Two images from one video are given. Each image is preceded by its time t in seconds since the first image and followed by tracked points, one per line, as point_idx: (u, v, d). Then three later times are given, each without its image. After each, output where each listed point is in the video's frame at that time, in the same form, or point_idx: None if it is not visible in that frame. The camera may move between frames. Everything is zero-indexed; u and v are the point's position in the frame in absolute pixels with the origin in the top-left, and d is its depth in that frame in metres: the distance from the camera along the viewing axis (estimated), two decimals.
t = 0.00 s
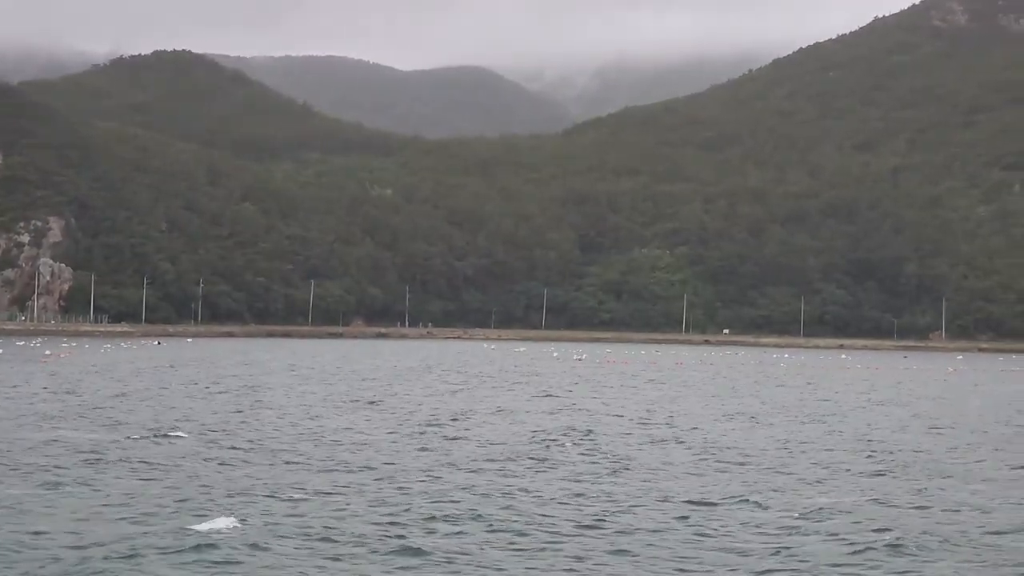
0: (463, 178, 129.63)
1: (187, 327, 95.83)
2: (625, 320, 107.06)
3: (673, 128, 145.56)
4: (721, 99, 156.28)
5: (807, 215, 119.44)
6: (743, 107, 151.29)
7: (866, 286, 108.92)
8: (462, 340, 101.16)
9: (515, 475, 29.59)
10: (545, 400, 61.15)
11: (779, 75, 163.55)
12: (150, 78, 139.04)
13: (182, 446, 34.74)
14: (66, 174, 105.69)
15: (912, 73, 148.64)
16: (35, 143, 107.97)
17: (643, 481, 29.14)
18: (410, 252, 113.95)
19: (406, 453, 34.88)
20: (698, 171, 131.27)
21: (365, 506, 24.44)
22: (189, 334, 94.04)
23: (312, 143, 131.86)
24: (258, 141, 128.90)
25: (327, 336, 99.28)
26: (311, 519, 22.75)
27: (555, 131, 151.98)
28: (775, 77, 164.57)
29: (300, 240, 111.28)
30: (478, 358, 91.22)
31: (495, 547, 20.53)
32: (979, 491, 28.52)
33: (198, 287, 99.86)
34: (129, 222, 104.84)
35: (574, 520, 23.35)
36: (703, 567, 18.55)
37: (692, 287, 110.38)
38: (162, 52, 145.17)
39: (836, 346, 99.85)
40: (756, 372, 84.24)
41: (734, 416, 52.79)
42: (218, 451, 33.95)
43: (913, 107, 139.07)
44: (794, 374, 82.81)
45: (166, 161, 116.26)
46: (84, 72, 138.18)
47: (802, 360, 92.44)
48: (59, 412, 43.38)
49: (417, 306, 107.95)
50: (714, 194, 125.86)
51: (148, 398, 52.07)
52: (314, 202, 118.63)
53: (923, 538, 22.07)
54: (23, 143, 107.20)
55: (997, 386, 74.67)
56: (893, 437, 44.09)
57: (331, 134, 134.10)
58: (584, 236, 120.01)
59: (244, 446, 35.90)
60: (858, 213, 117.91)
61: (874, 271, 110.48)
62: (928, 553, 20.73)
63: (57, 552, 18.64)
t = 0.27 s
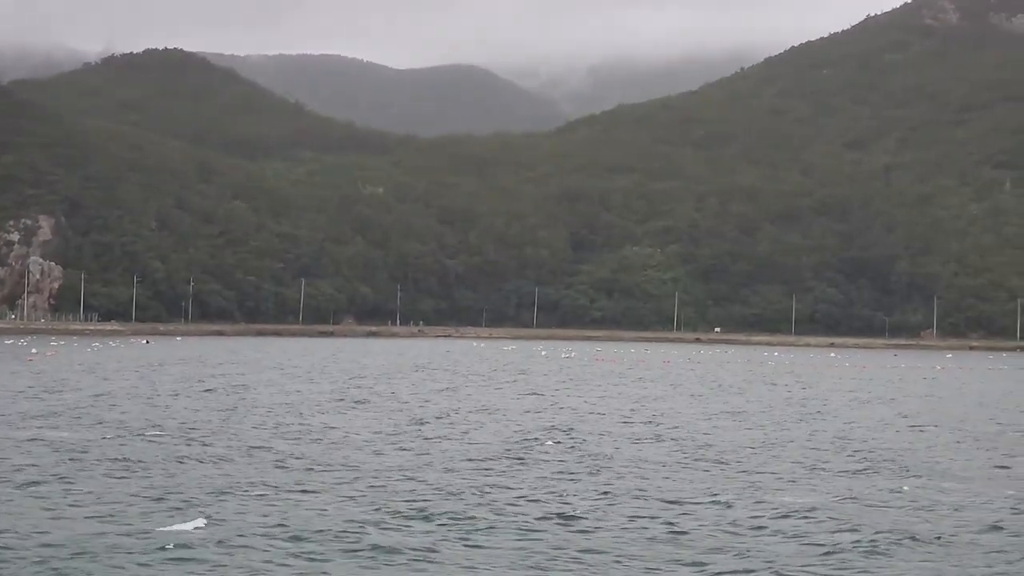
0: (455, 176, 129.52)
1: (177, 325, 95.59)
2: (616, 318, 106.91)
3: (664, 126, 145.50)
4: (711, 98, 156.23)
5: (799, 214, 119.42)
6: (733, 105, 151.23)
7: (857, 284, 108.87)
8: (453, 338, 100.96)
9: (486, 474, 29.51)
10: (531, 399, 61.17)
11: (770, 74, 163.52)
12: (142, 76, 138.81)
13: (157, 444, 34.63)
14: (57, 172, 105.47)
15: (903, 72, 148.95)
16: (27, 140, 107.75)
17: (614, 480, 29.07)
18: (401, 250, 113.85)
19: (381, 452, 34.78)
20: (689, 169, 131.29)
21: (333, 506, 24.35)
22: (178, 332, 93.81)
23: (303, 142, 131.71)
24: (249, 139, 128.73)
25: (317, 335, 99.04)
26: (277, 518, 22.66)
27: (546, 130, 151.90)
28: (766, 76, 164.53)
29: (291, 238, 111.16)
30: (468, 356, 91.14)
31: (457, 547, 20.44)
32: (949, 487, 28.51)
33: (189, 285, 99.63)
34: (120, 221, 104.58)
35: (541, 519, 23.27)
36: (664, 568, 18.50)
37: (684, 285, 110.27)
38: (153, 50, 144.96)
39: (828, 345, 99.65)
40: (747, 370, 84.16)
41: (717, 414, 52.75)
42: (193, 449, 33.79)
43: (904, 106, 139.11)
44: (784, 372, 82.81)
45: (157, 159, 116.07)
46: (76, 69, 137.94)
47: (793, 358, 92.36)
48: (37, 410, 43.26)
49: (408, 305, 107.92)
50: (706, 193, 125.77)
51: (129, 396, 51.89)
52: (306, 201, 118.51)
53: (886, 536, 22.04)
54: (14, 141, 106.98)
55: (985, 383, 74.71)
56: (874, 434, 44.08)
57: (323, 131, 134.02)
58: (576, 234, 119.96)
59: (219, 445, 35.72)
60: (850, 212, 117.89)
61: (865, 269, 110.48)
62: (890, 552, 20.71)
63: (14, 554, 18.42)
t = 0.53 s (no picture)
0: (451, 175, 129.49)
1: (171, 323, 95.57)
2: (611, 317, 106.94)
3: (659, 124, 145.53)
4: (707, 96, 156.26)
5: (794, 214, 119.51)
6: (728, 104, 151.27)
7: (851, 282, 108.90)
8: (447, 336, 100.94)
9: (464, 471, 29.49)
10: (522, 397, 61.08)
11: (765, 72, 163.57)
12: (137, 75, 138.80)
13: (137, 443, 34.70)
14: (51, 170, 105.57)
15: (897, 70, 149.18)
16: (21, 140, 107.85)
17: (591, 478, 29.04)
18: (396, 248, 113.88)
19: (362, 451, 34.75)
20: (684, 168, 131.40)
21: (308, 505, 24.29)
22: (172, 330, 93.81)
23: (299, 140, 131.70)
24: (245, 138, 128.72)
25: (312, 332, 98.99)
26: (249, 516, 22.60)
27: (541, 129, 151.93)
28: (761, 74, 164.57)
29: (285, 237, 111.20)
30: (462, 354, 91.19)
31: (424, 545, 20.39)
32: (925, 486, 28.51)
33: (183, 283, 99.61)
34: (114, 219, 104.70)
35: (514, 517, 23.22)
36: (632, 569, 18.43)
37: (678, 283, 110.32)
38: (149, 49, 144.93)
39: (822, 342, 99.61)
40: (739, 367, 84.24)
41: (704, 412, 52.75)
42: (174, 448, 33.84)
43: (899, 105, 139.17)
44: (776, 369, 82.88)
45: (152, 158, 116.06)
46: (71, 68, 138.05)
47: (786, 356, 92.39)
48: (22, 410, 43.36)
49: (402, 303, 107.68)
50: (701, 191, 125.78)
51: (115, 395, 51.82)
52: (301, 199, 118.46)
53: (858, 535, 22.00)
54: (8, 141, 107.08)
55: (976, 382, 74.85)
56: (860, 432, 44.10)
57: (318, 130, 134.08)
58: (571, 232, 120.03)
59: (200, 443, 35.76)
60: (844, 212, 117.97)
61: (860, 268, 110.41)
62: (859, 549, 20.69)
63: None
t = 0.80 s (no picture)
0: (443, 172, 129.38)
1: (164, 321, 95.39)
2: (605, 315, 106.84)
3: (652, 121, 145.42)
4: (700, 93, 156.17)
5: (788, 212, 119.45)
6: (720, 101, 151.24)
7: (845, 280, 108.80)
8: (441, 334, 100.77)
9: (447, 469, 29.42)
10: (513, 394, 60.96)
11: (759, 69, 163.54)
12: (130, 73, 138.64)
13: (122, 441, 34.63)
14: (44, 169, 105.60)
15: (891, 68, 149.23)
16: (14, 139, 107.86)
17: (572, 475, 28.93)
18: (390, 245, 113.78)
19: (345, 448, 34.60)
20: (678, 165, 131.34)
21: (289, 504, 24.15)
22: (166, 328, 93.62)
23: (292, 137, 131.61)
24: (238, 136, 128.60)
25: (306, 330, 98.79)
26: (226, 516, 22.50)
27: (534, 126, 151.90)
28: (754, 71, 164.50)
29: (279, 234, 111.08)
30: (456, 351, 91.08)
31: (400, 544, 20.28)
32: (905, 484, 28.46)
33: (176, 280, 99.45)
34: (107, 219, 104.66)
35: (495, 516, 23.14)
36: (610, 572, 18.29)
37: (672, 281, 110.24)
38: (141, 46, 144.70)
39: (817, 340, 99.43)
40: (732, 365, 84.15)
41: (693, 410, 52.63)
42: (158, 445, 33.70)
43: (892, 102, 139.22)
44: (769, 367, 82.81)
45: (145, 156, 115.94)
46: (65, 64, 137.92)
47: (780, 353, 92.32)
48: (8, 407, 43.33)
49: (395, 301, 107.36)
50: (695, 189, 125.73)
51: (102, 392, 51.65)
52: (295, 197, 118.33)
53: (836, 535, 21.91)
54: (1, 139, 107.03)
55: (969, 380, 74.84)
56: (848, 430, 44.10)
57: (312, 127, 133.97)
58: (565, 230, 119.95)
59: (186, 441, 35.64)
60: (838, 210, 117.91)
61: (853, 265, 110.34)
62: (839, 550, 20.61)
63: None
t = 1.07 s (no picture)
0: (438, 170, 129.36)
1: (157, 319, 95.26)
2: (598, 312, 106.73)
3: (647, 119, 145.50)
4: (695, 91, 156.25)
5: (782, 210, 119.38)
6: (715, 100, 151.31)
7: (839, 277, 108.68)
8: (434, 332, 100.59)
9: (424, 465, 29.33)
10: (502, 391, 60.92)
11: (754, 68, 163.61)
12: (126, 71, 138.65)
13: (103, 439, 34.54)
14: (36, 167, 105.89)
15: (886, 66, 149.22)
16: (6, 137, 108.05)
17: (550, 472, 28.83)
18: (384, 242, 113.67)
19: (327, 445, 34.53)
20: (673, 163, 131.28)
21: (262, 502, 24.03)
22: (157, 326, 93.49)
23: (287, 134, 131.63)
24: (233, 135, 128.58)
25: (299, 328, 98.60)
26: (194, 514, 22.41)
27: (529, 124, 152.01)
28: (749, 70, 164.57)
29: (272, 232, 111.02)
30: (448, 349, 90.96)
31: (364, 540, 20.19)
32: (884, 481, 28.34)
33: (168, 277, 99.33)
34: (100, 217, 104.66)
35: (463, 513, 23.03)
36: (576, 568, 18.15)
37: (666, 278, 110.15)
38: (138, 44, 144.74)
39: (810, 338, 99.24)
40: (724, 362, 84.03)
41: (682, 407, 52.55)
42: (140, 443, 33.58)
43: (886, 99, 139.26)
44: (761, 364, 82.67)
45: (139, 154, 115.92)
46: (59, 62, 137.88)
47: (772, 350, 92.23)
48: None
49: (388, 298, 107.17)
50: (689, 187, 125.66)
51: (90, 390, 51.64)
52: (288, 194, 118.27)
53: (805, 532, 21.78)
54: None
55: (962, 377, 74.68)
56: (834, 427, 44.00)
57: (306, 125, 133.82)
58: (559, 227, 119.86)
59: (168, 438, 35.55)
60: (833, 208, 117.84)
61: (847, 263, 110.23)
62: (806, 546, 20.47)
63: None
